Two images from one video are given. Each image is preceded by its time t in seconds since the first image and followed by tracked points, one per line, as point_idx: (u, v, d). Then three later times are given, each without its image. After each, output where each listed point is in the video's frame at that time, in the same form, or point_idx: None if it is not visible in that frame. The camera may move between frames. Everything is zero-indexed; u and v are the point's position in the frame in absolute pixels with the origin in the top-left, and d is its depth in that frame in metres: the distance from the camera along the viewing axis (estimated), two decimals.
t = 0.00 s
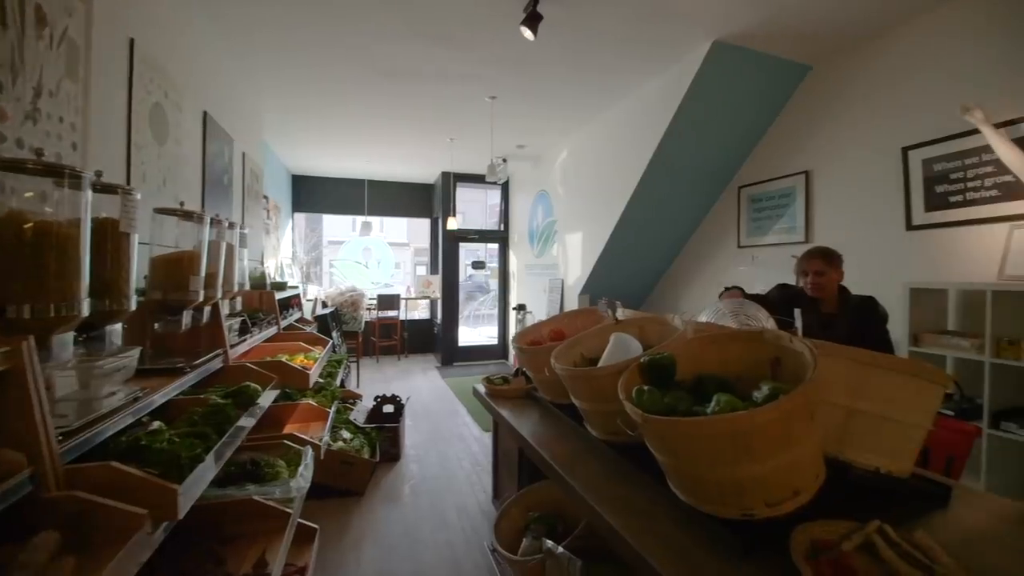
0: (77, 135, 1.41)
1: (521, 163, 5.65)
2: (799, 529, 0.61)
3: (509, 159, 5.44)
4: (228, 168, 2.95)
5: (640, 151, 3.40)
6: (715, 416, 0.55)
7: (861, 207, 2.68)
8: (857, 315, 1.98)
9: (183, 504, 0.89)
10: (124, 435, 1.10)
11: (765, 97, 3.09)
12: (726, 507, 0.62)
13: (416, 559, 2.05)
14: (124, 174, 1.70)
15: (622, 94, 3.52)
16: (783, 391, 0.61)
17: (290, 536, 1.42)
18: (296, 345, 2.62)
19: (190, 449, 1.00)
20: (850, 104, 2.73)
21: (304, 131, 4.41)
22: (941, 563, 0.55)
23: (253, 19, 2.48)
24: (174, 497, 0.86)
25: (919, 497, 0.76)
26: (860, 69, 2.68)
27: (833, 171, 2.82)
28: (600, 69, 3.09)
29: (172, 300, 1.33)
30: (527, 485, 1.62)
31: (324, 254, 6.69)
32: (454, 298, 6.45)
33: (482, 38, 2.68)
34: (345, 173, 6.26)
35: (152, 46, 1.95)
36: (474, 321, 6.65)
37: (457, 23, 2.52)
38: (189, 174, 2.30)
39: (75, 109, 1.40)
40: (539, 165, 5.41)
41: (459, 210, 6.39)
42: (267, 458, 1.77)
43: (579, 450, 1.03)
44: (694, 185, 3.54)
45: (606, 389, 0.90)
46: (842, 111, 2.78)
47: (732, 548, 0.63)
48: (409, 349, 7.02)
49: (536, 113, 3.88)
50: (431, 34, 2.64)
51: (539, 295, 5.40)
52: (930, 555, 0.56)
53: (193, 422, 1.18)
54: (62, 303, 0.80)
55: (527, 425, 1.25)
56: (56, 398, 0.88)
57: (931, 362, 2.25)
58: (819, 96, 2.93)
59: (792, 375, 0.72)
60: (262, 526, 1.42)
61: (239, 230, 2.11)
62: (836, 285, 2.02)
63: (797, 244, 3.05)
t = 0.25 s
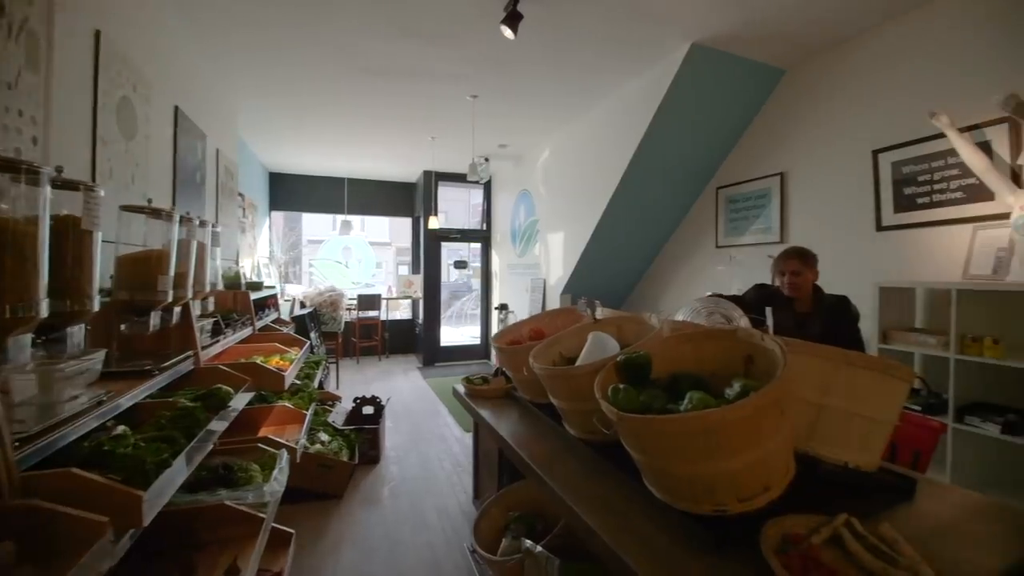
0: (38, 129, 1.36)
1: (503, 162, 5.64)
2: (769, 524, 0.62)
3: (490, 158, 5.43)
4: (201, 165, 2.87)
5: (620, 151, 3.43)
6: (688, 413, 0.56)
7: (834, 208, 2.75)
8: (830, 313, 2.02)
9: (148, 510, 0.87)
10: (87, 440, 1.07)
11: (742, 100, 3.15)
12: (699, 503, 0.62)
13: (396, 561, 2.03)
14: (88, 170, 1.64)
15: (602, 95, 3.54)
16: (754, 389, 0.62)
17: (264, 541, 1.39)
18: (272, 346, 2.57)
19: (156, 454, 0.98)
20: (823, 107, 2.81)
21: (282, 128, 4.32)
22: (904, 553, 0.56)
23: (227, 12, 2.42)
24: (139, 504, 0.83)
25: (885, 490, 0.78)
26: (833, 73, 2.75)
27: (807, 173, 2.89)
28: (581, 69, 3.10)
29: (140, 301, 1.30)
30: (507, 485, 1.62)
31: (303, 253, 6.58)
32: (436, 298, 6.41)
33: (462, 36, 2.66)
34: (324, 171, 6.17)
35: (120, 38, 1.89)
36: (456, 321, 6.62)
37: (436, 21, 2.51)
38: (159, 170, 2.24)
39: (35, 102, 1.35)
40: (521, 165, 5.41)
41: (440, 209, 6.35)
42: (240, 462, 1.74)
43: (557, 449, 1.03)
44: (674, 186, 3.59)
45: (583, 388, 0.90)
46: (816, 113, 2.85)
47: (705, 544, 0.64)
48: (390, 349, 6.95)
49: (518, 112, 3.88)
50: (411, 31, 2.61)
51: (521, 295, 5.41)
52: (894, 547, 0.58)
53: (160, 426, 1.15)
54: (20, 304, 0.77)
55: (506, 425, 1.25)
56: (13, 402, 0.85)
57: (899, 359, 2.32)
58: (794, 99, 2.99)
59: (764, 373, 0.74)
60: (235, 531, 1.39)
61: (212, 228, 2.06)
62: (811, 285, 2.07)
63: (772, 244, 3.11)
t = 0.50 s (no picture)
0: None
1: (485, 161, 5.63)
2: (742, 519, 0.63)
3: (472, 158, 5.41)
4: (173, 161, 2.79)
5: (602, 152, 3.45)
6: (663, 411, 0.56)
7: (808, 210, 2.82)
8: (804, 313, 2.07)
9: (114, 517, 0.84)
10: (49, 445, 1.03)
11: (721, 102, 3.20)
12: (673, 500, 0.63)
13: (375, 564, 2.00)
14: (52, 166, 1.58)
15: (584, 96, 3.56)
16: (727, 387, 0.63)
17: (238, 547, 1.36)
18: (247, 348, 2.52)
19: (122, 459, 0.95)
20: (798, 111, 2.87)
21: (256, 124, 4.23)
22: (870, 545, 0.58)
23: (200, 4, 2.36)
24: (104, 511, 0.81)
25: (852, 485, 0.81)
26: (808, 77, 2.81)
27: (783, 175, 2.95)
28: (562, 70, 3.11)
29: (107, 301, 1.26)
30: (487, 486, 1.61)
31: (282, 253, 6.47)
32: (417, 297, 6.36)
33: (443, 34, 2.65)
34: (303, 169, 6.07)
35: (87, 29, 1.83)
36: (438, 321, 6.58)
37: (417, 18, 2.49)
38: (129, 167, 2.17)
39: None
40: (503, 165, 5.41)
41: (422, 209, 6.30)
42: (213, 467, 1.70)
43: (536, 448, 1.03)
44: (654, 187, 3.62)
45: (561, 387, 0.90)
46: (791, 117, 2.92)
47: (679, 541, 0.64)
48: (371, 350, 6.87)
49: (499, 111, 3.87)
50: (391, 28, 2.59)
51: (503, 295, 5.40)
52: (861, 539, 0.59)
53: (128, 431, 1.12)
54: None
55: (485, 425, 1.24)
56: None
57: (870, 357, 2.39)
58: (771, 102, 3.05)
59: (737, 371, 0.75)
60: (207, 537, 1.36)
61: (185, 227, 2.00)
62: (786, 285, 2.11)
63: (749, 244, 3.17)
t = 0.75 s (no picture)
0: None
1: (468, 161, 5.61)
2: (715, 515, 0.64)
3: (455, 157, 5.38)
4: (144, 158, 2.71)
5: (583, 152, 3.47)
6: (637, 410, 0.57)
7: (783, 211, 2.88)
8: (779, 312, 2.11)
9: (78, 526, 0.81)
10: (9, 452, 0.99)
11: (699, 105, 3.25)
12: (649, 498, 0.63)
13: (354, 568, 1.98)
14: (14, 163, 1.52)
15: (565, 97, 3.58)
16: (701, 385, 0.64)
17: (211, 553, 1.34)
18: (222, 350, 2.46)
19: (87, 465, 0.92)
20: (774, 114, 2.93)
21: (230, 120, 4.13)
22: (838, 538, 0.59)
23: None
24: (67, 520, 0.78)
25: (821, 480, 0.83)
26: (783, 81, 2.88)
27: (759, 177, 3.01)
28: (544, 70, 3.12)
29: (73, 303, 1.23)
30: (468, 487, 1.60)
31: (260, 253, 6.35)
32: (399, 298, 6.30)
33: (423, 33, 2.63)
34: (282, 167, 5.96)
35: (51, 20, 1.76)
36: (420, 322, 6.53)
37: (397, 16, 2.46)
38: (96, 164, 2.10)
39: None
40: (486, 165, 5.40)
41: (404, 208, 6.25)
42: (185, 472, 1.66)
43: (515, 448, 1.03)
44: (634, 188, 3.66)
45: (540, 387, 0.90)
46: (767, 120, 2.98)
47: (654, 539, 0.65)
48: (352, 351, 6.79)
49: (481, 111, 3.86)
50: (370, 25, 2.56)
51: (486, 295, 5.39)
52: (830, 532, 0.60)
53: (94, 436, 1.08)
54: None
55: (464, 426, 1.23)
56: None
57: (842, 354, 2.45)
58: (748, 105, 3.11)
59: (712, 370, 0.76)
60: (179, 544, 1.33)
61: (156, 226, 1.95)
62: (761, 285, 2.15)
63: (727, 245, 3.23)
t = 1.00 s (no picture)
0: None
1: (450, 161, 5.58)
2: (689, 511, 0.65)
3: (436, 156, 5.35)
4: (113, 154, 2.62)
5: (564, 153, 3.49)
6: (612, 409, 0.57)
7: (759, 213, 2.94)
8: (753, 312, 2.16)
9: (37, 534, 0.79)
10: None
11: (678, 107, 3.29)
12: (623, 496, 0.64)
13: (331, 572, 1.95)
14: None
15: (547, 98, 3.59)
16: (675, 383, 0.65)
17: (180, 560, 1.30)
18: (194, 352, 2.40)
19: (49, 471, 0.89)
20: (750, 118, 2.99)
21: (209, 117, 4.04)
22: (805, 532, 0.60)
23: None
24: (25, 528, 0.76)
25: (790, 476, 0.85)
26: (759, 86, 2.94)
27: (736, 179, 3.07)
28: (525, 71, 3.12)
29: (34, 305, 1.18)
30: (447, 488, 1.59)
31: (236, 252, 6.21)
32: (379, 298, 6.24)
33: (403, 30, 2.61)
34: (259, 165, 5.84)
35: (12, 11, 1.69)
36: (401, 322, 6.48)
37: (376, 13, 2.44)
38: (60, 160, 2.03)
39: None
40: (468, 165, 5.38)
41: (385, 208, 6.19)
42: (154, 477, 1.62)
43: (492, 448, 1.03)
44: (615, 189, 3.69)
45: (518, 387, 0.90)
46: (743, 123, 3.04)
47: (628, 536, 0.66)
48: (331, 353, 6.69)
49: (462, 110, 3.85)
50: (349, 23, 2.53)
51: (468, 295, 5.38)
52: (798, 526, 0.62)
53: (56, 442, 1.04)
54: None
55: (442, 426, 1.23)
56: None
57: (814, 353, 2.52)
58: (725, 109, 3.17)
59: (686, 369, 0.77)
60: (146, 551, 1.29)
61: (125, 224, 1.89)
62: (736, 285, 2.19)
63: (704, 246, 3.28)
